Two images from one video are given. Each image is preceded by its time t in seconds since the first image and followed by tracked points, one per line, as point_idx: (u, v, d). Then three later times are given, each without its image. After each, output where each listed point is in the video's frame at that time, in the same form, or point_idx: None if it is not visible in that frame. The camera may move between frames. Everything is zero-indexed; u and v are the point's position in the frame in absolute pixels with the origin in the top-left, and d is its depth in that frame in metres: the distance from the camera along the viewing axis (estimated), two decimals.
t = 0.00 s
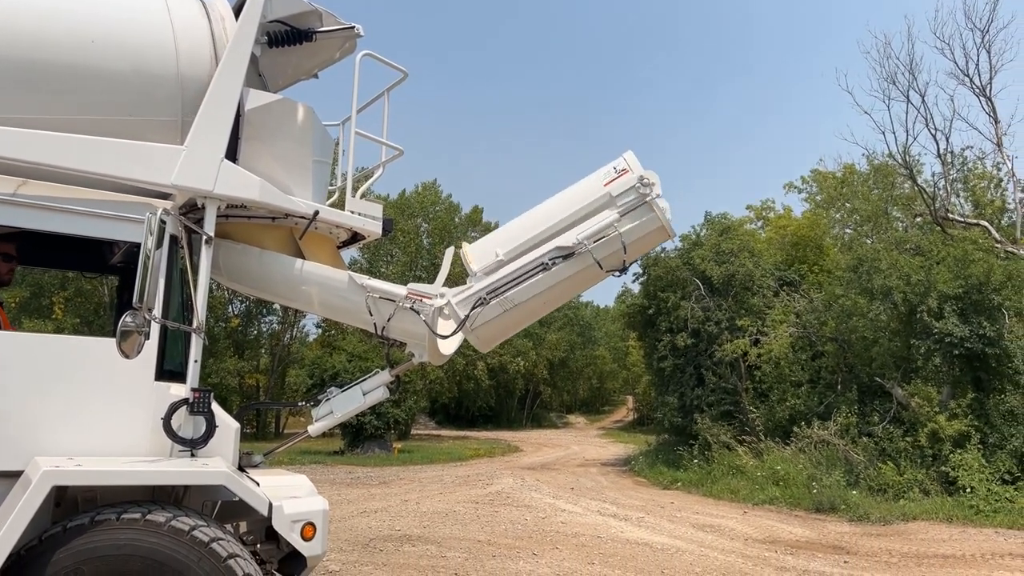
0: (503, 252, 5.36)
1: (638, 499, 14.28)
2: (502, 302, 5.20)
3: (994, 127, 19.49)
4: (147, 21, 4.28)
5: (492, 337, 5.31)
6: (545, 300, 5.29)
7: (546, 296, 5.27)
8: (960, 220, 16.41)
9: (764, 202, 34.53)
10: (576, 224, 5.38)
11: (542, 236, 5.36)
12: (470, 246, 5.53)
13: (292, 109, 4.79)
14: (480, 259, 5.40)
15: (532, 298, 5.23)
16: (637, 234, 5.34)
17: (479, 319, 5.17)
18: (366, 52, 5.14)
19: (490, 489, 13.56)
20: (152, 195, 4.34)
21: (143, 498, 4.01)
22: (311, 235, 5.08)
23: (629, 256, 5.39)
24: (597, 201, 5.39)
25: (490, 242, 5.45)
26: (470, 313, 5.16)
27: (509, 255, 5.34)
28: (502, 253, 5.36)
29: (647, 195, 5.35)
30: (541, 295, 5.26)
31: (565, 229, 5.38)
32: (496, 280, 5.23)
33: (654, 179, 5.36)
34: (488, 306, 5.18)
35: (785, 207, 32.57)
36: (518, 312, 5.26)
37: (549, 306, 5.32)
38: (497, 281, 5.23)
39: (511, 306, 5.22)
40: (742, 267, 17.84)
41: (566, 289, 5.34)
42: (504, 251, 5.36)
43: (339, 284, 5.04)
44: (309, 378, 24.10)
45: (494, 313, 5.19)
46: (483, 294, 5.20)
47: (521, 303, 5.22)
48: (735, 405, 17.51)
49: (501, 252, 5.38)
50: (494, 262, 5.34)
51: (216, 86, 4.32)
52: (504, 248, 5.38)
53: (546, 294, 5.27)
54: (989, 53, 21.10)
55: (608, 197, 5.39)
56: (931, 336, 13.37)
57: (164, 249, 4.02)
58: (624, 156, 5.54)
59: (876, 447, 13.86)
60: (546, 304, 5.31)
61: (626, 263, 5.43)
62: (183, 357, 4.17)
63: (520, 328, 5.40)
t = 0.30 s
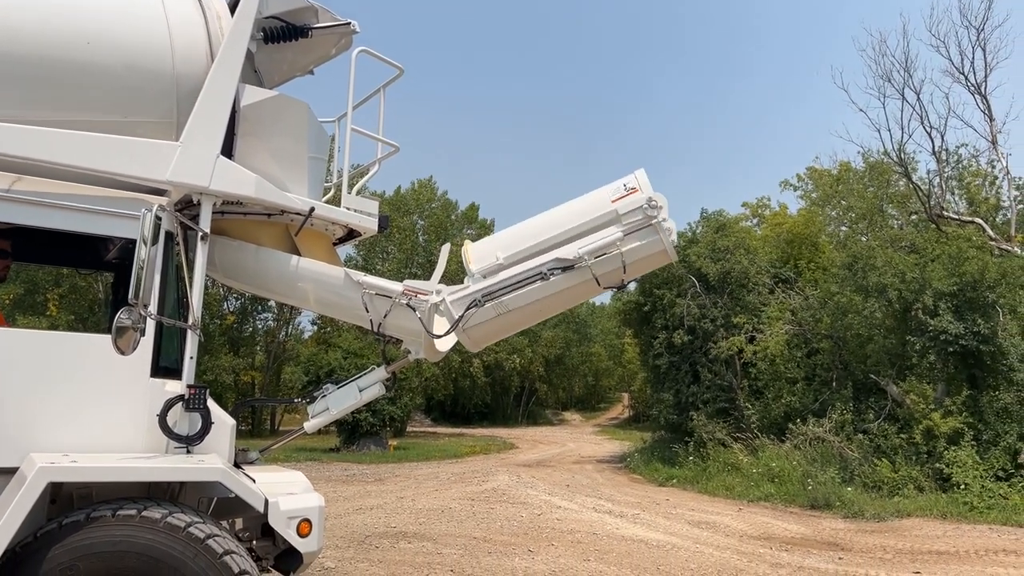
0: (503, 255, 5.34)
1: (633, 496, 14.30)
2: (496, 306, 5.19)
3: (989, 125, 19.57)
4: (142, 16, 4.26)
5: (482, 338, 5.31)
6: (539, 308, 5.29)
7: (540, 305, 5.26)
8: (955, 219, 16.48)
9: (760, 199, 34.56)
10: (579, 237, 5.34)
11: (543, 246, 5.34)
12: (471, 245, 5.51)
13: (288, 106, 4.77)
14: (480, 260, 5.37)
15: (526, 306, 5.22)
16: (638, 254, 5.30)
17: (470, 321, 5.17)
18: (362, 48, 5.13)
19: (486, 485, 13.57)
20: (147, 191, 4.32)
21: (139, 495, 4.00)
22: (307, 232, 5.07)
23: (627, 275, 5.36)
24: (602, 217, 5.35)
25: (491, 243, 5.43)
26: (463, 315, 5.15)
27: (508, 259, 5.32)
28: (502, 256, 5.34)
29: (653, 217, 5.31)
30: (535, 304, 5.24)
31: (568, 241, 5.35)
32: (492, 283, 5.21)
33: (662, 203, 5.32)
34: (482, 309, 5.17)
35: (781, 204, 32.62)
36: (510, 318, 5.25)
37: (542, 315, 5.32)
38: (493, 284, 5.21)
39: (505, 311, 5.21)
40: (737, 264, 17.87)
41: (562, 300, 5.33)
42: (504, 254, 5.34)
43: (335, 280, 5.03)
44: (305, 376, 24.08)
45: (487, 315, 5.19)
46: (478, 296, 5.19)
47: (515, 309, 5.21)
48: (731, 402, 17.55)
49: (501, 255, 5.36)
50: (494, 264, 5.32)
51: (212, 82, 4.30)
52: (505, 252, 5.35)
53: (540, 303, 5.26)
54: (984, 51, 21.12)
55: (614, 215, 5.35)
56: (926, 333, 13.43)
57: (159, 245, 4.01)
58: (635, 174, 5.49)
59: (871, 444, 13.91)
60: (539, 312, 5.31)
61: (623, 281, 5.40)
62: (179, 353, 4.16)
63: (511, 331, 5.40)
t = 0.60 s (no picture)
0: (504, 260, 5.30)
1: (630, 492, 14.33)
2: (490, 310, 5.16)
3: (986, 122, 19.60)
4: (137, 11, 4.24)
5: (473, 340, 5.29)
6: (533, 317, 5.26)
7: (534, 314, 5.23)
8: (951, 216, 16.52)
9: (757, 196, 34.57)
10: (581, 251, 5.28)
11: (544, 256, 5.29)
12: (474, 244, 5.46)
13: (284, 102, 4.76)
14: (480, 261, 5.34)
15: (521, 314, 5.19)
16: (638, 276, 5.23)
17: (463, 322, 5.13)
18: (360, 44, 5.11)
19: (483, 482, 13.59)
20: (144, 187, 4.32)
21: (136, 491, 4.00)
22: (304, 228, 5.07)
23: (624, 295, 5.30)
24: (606, 235, 5.27)
25: (493, 246, 5.38)
26: (456, 315, 5.12)
27: (509, 265, 5.27)
28: (502, 261, 5.30)
29: (658, 242, 5.22)
30: (529, 312, 5.21)
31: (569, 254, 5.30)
32: (490, 287, 5.18)
33: (668, 229, 5.23)
34: (475, 311, 5.12)
35: (778, 201, 32.65)
36: (503, 323, 5.23)
37: (535, 323, 5.29)
38: (491, 288, 5.18)
39: (499, 316, 5.18)
40: (734, 261, 17.88)
41: (556, 312, 5.28)
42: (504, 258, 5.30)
43: (332, 276, 5.02)
44: (301, 372, 24.08)
45: (480, 318, 5.16)
46: (474, 298, 5.15)
47: (509, 315, 5.19)
48: (727, 398, 17.58)
49: (501, 259, 5.32)
50: (493, 266, 5.28)
51: (209, 78, 4.29)
52: (505, 257, 5.31)
53: (534, 312, 5.22)
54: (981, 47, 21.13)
55: (618, 234, 5.26)
56: (922, 330, 13.46)
57: (156, 241, 4.00)
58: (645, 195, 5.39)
59: (867, 440, 13.95)
60: (532, 320, 5.29)
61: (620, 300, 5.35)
62: (176, 349, 4.16)
63: (503, 335, 5.37)
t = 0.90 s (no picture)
0: (503, 266, 5.21)
1: (627, 488, 14.35)
2: (481, 313, 5.10)
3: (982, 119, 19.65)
4: (134, 7, 4.23)
5: (462, 340, 5.24)
6: (524, 326, 5.17)
7: (526, 323, 5.14)
8: (948, 213, 16.56)
9: (754, 193, 34.57)
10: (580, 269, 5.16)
11: (543, 267, 5.19)
12: (477, 246, 5.38)
13: (280, 97, 4.76)
14: (480, 264, 5.26)
15: (513, 321, 5.12)
16: (634, 303, 5.07)
17: (454, 321, 5.10)
18: (355, 39, 5.11)
19: (480, 478, 13.60)
20: (140, 182, 4.31)
21: (132, 486, 4.00)
22: (301, 223, 5.06)
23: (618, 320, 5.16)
24: (607, 258, 5.13)
25: (495, 249, 5.30)
26: (449, 314, 5.09)
27: (507, 271, 5.19)
28: (501, 267, 5.21)
29: (658, 272, 5.04)
30: (520, 321, 5.13)
31: (568, 269, 5.18)
32: (485, 291, 5.11)
33: (671, 261, 5.05)
34: (468, 313, 5.09)
35: (774, 198, 32.70)
36: (494, 327, 5.17)
37: (526, 333, 5.21)
38: (486, 292, 5.11)
39: (490, 320, 5.13)
40: (731, 258, 17.89)
41: (548, 326, 5.19)
42: (504, 263, 5.21)
43: (328, 272, 5.01)
44: (299, 369, 24.06)
45: (471, 320, 5.11)
46: (468, 299, 5.10)
47: (501, 321, 5.12)
48: (724, 395, 17.61)
49: (501, 264, 5.23)
50: (491, 270, 5.19)
51: (203, 74, 4.28)
52: (505, 263, 5.22)
53: (525, 322, 5.14)
54: (978, 44, 21.15)
55: (620, 258, 5.12)
56: (919, 326, 13.50)
57: (151, 236, 3.99)
58: (655, 222, 5.21)
59: (864, 436, 13.98)
60: (523, 329, 5.21)
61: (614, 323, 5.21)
62: (171, 345, 4.14)
63: (493, 338, 5.32)
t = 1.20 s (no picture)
0: (502, 274, 5.16)
1: (625, 484, 14.36)
2: (473, 318, 5.07)
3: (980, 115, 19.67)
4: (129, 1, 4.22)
5: (449, 339, 5.21)
6: (512, 337, 5.13)
7: (514, 336, 5.11)
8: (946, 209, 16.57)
9: (752, 188, 34.56)
10: (575, 292, 5.13)
11: (540, 283, 5.14)
12: (480, 248, 5.33)
13: (277, 92, 4.75)
14: (480, 267, 5.21)
15: (502, 331, 5.09)
16: (622, 336, 5.05)
17: (445, 320, 5.07)
18: (352, 34, 5.09)
19: (478, 473, 13.61)
20: (136, 176, 4.29)
21: (129, 481, 4.00)
22: (297, 218, 5.06)
23: (604, 349, 5.13)
24: (605, 287, 5.09)
25: (497, 255, 5.25)
26: (441, 314, 5.06)
27: (505, 279, 5.14)
28: (500, 274, 5.16)
29: (654, 312, 5.02)
30: (509, 333, 5.10)
31: (564, 289, 5.13)
32: (480, 296, 5.07)
33: (668, 303, 5.03)
34: (459, 314, 5.06)
35: (772, 194, 32.69)
36: (482, 334, 5.13)
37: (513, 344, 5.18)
38: (481, 299, 5.07)
39: (479, 326, 5.09)
40: (729, 253, 17.90)
41: (535, 342, 5.16)
42: (503, 271, 5.16)
43: (326, 267, 5.01)
44: (297, 364, 24.05)
45: (461, 322, 5.08)
46: (461, 301, 5.07)
47: (491, 329, 5.09)
48: (722, 390, 17.63)
49: (500, 271, 5.18)
50: (489, 276, 5.15)
51: (200, 68, 4.27)
52: (504, 271, 5.17)
53: (513, 335, 5.11)
54: (976, 40, 21.13)
55: (617, 289, 5.08)
56: (916, 322, 13.51)
57: (148, 231, 3.98)
58: (659, 260, 5.17)
59: (861, 431, 14.00)
60: (511, 340, 5.18)
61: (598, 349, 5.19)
62: (168, 340, 4.13)
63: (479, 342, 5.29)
